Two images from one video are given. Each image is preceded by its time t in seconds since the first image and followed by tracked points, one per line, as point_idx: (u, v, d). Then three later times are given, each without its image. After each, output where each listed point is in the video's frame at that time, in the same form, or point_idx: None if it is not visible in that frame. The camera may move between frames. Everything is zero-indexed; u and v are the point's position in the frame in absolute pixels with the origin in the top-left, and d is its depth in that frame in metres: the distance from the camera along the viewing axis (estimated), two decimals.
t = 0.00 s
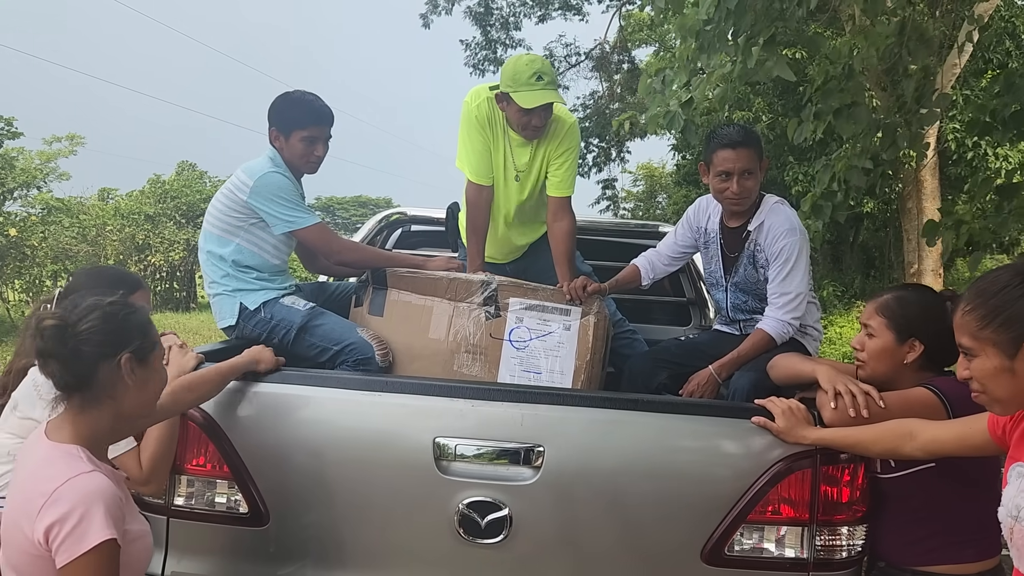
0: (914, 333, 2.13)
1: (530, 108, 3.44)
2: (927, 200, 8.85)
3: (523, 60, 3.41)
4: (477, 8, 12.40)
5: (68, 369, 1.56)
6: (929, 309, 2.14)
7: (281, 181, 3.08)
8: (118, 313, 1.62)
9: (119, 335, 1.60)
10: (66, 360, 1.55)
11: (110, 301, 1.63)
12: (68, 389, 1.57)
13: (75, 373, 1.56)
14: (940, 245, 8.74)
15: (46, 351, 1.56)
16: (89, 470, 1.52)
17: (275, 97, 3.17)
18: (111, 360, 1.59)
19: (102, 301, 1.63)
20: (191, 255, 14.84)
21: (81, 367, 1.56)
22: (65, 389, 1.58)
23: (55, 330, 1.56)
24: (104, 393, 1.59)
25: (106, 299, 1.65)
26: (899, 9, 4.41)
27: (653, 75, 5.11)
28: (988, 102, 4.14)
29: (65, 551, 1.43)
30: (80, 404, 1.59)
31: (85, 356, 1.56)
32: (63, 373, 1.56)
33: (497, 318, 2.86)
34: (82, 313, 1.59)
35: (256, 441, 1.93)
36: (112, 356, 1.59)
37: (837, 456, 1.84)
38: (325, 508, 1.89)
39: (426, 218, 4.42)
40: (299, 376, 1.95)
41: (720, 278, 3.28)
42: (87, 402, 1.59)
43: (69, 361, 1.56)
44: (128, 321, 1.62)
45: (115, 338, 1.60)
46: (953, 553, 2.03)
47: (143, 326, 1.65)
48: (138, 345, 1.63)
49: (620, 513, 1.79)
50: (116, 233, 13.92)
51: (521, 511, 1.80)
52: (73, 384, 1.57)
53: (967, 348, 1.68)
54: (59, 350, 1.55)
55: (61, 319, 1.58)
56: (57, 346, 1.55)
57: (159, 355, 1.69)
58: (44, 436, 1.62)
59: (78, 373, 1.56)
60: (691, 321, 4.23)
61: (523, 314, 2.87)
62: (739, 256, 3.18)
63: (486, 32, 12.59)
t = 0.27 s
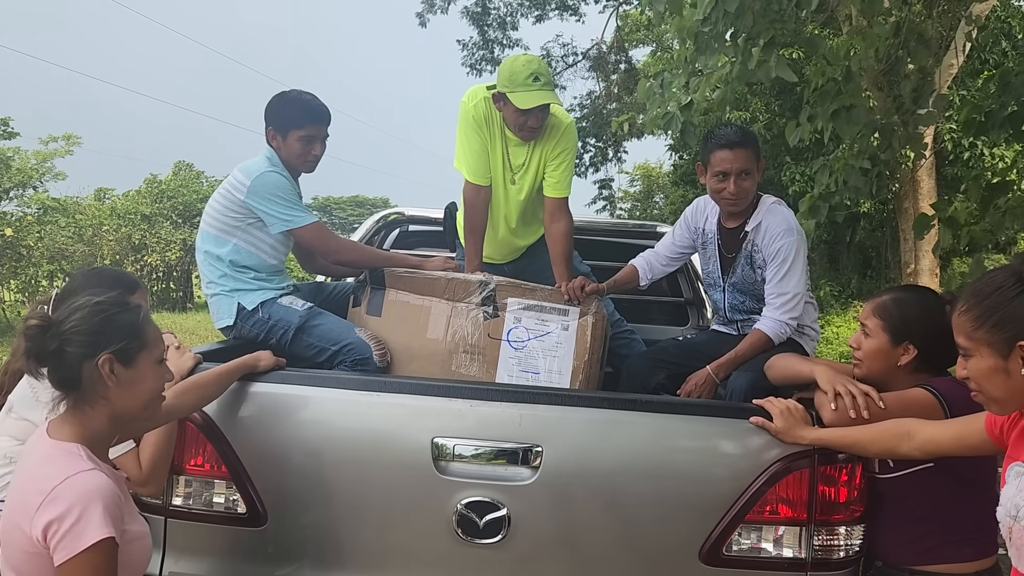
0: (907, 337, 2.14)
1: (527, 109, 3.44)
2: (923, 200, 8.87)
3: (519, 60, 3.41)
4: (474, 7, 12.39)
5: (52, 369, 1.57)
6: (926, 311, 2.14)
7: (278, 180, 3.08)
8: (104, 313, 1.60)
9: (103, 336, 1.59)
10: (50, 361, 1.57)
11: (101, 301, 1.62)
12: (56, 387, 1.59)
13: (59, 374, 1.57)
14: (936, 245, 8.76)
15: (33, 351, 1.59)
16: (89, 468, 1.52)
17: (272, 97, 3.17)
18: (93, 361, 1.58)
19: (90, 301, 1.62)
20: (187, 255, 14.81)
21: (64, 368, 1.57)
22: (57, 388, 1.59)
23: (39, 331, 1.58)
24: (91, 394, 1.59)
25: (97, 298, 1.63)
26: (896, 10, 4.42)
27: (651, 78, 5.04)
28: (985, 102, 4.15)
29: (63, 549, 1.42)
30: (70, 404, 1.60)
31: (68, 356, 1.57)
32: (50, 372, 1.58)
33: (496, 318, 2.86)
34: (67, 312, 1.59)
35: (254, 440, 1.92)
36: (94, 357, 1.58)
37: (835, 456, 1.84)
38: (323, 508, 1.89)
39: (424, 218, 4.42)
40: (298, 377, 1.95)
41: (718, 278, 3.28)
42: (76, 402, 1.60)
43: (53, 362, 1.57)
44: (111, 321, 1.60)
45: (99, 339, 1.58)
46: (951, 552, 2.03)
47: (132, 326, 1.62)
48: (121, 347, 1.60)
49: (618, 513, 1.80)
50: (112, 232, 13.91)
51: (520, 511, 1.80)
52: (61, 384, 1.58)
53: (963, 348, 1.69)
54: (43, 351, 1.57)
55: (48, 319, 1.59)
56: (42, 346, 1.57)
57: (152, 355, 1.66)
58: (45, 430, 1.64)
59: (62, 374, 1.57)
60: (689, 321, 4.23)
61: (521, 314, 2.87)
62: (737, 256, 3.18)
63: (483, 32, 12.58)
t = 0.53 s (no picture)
0: (903, 337, 2.14)
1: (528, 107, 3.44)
2: (919, 200, 8.88)
3: (521, 59, 3.41)
4: (471, 7, 12.38)
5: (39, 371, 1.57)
6: (922, 311, 2.15)
7: (275, 181, 3.08)
8: (94, 315, 1.60)
9: (91, 338, 1.58)
10: (37, 362, 1.57)
11: (90, 302, 1.62)
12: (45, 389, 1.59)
13: (49, 376, 1.57)
14: (932, 245, 8.77)
15: (21, 352, 1.59)
16: (81, 470, 1.51)
17: (271, 98, 3.16)
18: (79, 364, 1.57)
19: (81, 302, 1.62)
20: (184, 255, 14.78)
21: (52, 370, 1.57)
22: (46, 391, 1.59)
23: (27, 330, 1.58)
24: (78, 396, 1.59)
25: (87, 299, 1.63)
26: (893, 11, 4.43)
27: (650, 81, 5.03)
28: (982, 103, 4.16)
29: (56, 551, 1.42)
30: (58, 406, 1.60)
31: (55, 358, 1.56)
32: (40, 373, 1.58)
33: (493, 318, 2.86)
34: (57, 313, 1.59)
35: (251, 441, 1.92)
36: (81, 359, 1.57)
37: (831, 456, 1.84)
38: (319, 508, 1.89)
39: (420, 218, 4.41)
40: (294, 376, 1.94)
41: (715, 278, 3.29)
42: (66, 405, 1.60)
43: (41, 363, 1.57)
44: (100, 323, 1.60)
45: (86, 343, 1.58)
46: (949, 552, 2.04)
47: (121, 328, 1.62)
48: (109, 349, 1.60)
49: (615, 513, 1.80)
50: (108, 232, 13.90)
51: (516, 511, 1.80)
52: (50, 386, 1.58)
53: (959, 347, 1.69)
54: (31, 351, 1.58)
55: (37, 320, 1.60)
56: (30, 347, 1.58)
57: (141, 357, 1.66)
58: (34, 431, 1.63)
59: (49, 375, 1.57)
60: (686, 321, 4.23)
61: (518, 315, 2.87)
62: (734, 256, 3.19)
63: (480, 32, 12.58)
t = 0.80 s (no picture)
0: (899, 338, 2.14)
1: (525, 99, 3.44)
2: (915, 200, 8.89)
3: (521, 55, 3.42)
4: (468, 8, 12.37)
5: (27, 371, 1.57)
6: (917, 312, 2.15)
7: (271, 181, 3.08)
8: (83, 315, 1.60)
9: (80, 338, 1.58)
10: (26, 361, 1.56)
11: (78, 303, 1.62)
12: (34, 389, 1.58)
13: (38, 377, 1.56)
14: (928, 245, 8.77)
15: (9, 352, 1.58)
16: (66, 472, 1.51)
17: (269, 98, 3.15)
18: (67, 364, 1.57)
19: (69, 303, 1.61)
20: (180, 255, 14.75)
21: (42, 370, 1.56)
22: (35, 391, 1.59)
23: (15, 330, 1.57)
24: (67, 396, 1.58)
25: (75, 300, 1.63)
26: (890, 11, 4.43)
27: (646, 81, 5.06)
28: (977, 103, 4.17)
29: (38, 553, 1.41)
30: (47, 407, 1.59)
31: (43, 358, 1.56)
32: (29, 374, 1.57)
33: (489, 318, 2.85)
34: (45, 313, 1.59)
35: (246, 441, 1.92)
36: (69, 359, 1.57)
37: (826, 456, 1.84)
38: (315, 509, 1.88)
39: (417, 218, 4.41)
40: (290, 376, 1.94)
41: (711, 278, 3.29)
42: (56, 406, 1.59)
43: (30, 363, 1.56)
44: (88, 323, 1.59)
45: (74, 342, 1.57)
46: (948, 551, 2.05)
47: (109, 328, 1.62)
48: (98, 349, 1.59)
49: (611, 513, 1.80)
50: (104, 232, 13.89)
51: (512, 512, 1.80)
52: (39, 387, 1.58)
53: (952, 346, 1.70)
54: (19, 351, 1.57)
55: (25, 320, 1.59)
56: (17, 347, 1.57)
57: (130, 358, 1.65)
58: (24, 433, 1.62)
59: (37, 375, 1.57)
60: (682, 321, 4.24)
61: (514, 315, 2.87)
62: (730, 256, 3.19)
63: (476, 32, 12.58)
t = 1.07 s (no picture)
0: (894, 338, 2.15)
1: (520, 80, 3.46)
2: (911, 201, 8.90)
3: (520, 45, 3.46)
4: (464, 9, 12.39)
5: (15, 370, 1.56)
6: (912, 312, 2.16)
7: (266, 180, 3.08)
8: (71, 316, 1.60)
9: (68, 337, 1.58)
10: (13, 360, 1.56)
11: (68, 304, 1.63)
12: (23, 388, 1.58)
13: (27, 377, 1.56)
14: (924, 246, 8.78)
15: None
16: (52, 473, 1.51)
17: (266, 98, 3.16)
18: (55, 363, 1.57)
19: (58, 304, 1.62)
20: (176, 255, 14.73)
21: (30, 369, 1.56)
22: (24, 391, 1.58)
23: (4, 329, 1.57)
24: (55, 396, 1.58)
25: (65, 301, 1.64)
26: (886, 11, 4.44)
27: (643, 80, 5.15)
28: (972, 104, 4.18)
29: (23, 556, 1.40)
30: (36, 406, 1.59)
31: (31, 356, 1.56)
32: (18, 373, 1.57)
33: (485, 318, 2.85)
34: (33, 313, 1.59)
35: (242, 441, 1.92)
36: (57, 358, 1.57)
37: (822, 455, 1.85)
38: (310, 509, 1.88)
39: (413, 218, 4.41)
40: (285, 377, 1.94)
41: (707, 278, 3.29)
42: (45, 405, 1.59)
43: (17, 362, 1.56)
44: (76, 323, 1.59)
45: (62, 342, 1.57)
46: (945, 550, 2.05)
47: (99, 329, 1.62)
48: (86, 349, 1.59)
49: (606, 513, 1.80)
50: (100, 232, 13.88)
51: (507, 511, 1.80)
52: (29, 387, 1.57)
53: (942, 347, 1.71)
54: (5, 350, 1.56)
55: (14, 320, 1.59)
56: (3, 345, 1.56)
57: (119, 359, 1.64)
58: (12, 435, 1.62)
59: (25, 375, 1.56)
60: (678, 322, 4.24)
61: (510, 315, 2.87)
62: (726, 257, 3.20)
63: (473, 32, 12.58)
